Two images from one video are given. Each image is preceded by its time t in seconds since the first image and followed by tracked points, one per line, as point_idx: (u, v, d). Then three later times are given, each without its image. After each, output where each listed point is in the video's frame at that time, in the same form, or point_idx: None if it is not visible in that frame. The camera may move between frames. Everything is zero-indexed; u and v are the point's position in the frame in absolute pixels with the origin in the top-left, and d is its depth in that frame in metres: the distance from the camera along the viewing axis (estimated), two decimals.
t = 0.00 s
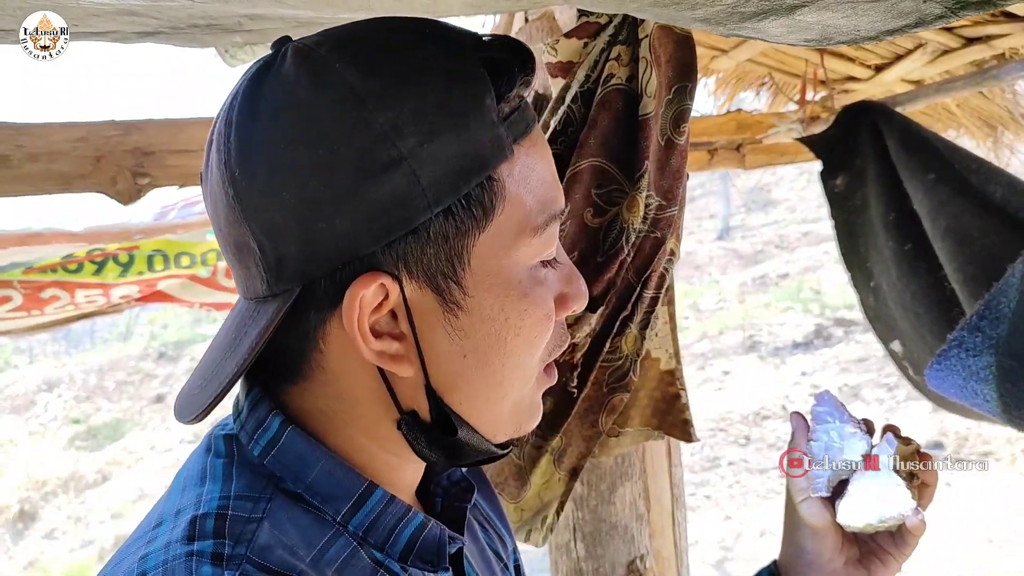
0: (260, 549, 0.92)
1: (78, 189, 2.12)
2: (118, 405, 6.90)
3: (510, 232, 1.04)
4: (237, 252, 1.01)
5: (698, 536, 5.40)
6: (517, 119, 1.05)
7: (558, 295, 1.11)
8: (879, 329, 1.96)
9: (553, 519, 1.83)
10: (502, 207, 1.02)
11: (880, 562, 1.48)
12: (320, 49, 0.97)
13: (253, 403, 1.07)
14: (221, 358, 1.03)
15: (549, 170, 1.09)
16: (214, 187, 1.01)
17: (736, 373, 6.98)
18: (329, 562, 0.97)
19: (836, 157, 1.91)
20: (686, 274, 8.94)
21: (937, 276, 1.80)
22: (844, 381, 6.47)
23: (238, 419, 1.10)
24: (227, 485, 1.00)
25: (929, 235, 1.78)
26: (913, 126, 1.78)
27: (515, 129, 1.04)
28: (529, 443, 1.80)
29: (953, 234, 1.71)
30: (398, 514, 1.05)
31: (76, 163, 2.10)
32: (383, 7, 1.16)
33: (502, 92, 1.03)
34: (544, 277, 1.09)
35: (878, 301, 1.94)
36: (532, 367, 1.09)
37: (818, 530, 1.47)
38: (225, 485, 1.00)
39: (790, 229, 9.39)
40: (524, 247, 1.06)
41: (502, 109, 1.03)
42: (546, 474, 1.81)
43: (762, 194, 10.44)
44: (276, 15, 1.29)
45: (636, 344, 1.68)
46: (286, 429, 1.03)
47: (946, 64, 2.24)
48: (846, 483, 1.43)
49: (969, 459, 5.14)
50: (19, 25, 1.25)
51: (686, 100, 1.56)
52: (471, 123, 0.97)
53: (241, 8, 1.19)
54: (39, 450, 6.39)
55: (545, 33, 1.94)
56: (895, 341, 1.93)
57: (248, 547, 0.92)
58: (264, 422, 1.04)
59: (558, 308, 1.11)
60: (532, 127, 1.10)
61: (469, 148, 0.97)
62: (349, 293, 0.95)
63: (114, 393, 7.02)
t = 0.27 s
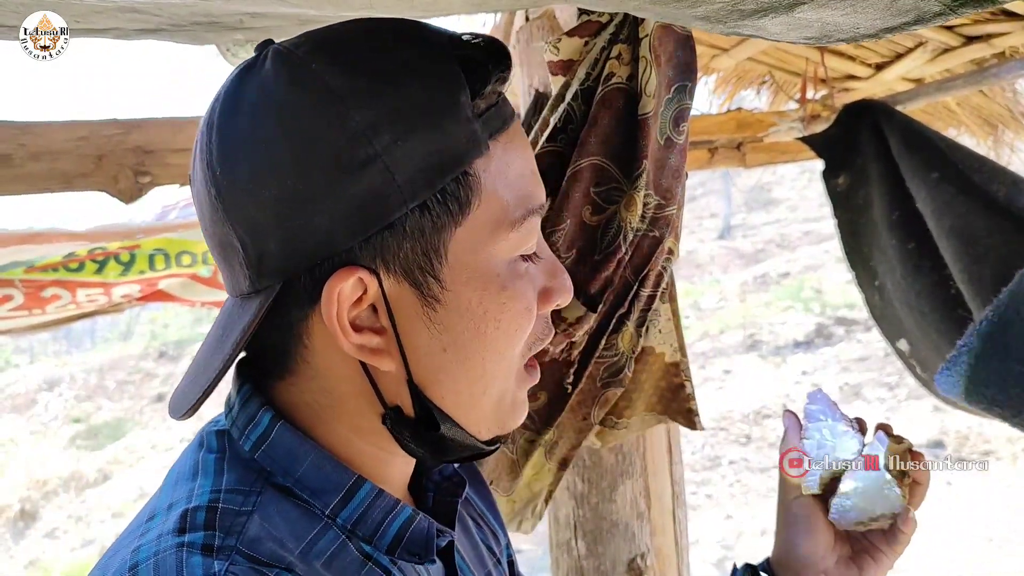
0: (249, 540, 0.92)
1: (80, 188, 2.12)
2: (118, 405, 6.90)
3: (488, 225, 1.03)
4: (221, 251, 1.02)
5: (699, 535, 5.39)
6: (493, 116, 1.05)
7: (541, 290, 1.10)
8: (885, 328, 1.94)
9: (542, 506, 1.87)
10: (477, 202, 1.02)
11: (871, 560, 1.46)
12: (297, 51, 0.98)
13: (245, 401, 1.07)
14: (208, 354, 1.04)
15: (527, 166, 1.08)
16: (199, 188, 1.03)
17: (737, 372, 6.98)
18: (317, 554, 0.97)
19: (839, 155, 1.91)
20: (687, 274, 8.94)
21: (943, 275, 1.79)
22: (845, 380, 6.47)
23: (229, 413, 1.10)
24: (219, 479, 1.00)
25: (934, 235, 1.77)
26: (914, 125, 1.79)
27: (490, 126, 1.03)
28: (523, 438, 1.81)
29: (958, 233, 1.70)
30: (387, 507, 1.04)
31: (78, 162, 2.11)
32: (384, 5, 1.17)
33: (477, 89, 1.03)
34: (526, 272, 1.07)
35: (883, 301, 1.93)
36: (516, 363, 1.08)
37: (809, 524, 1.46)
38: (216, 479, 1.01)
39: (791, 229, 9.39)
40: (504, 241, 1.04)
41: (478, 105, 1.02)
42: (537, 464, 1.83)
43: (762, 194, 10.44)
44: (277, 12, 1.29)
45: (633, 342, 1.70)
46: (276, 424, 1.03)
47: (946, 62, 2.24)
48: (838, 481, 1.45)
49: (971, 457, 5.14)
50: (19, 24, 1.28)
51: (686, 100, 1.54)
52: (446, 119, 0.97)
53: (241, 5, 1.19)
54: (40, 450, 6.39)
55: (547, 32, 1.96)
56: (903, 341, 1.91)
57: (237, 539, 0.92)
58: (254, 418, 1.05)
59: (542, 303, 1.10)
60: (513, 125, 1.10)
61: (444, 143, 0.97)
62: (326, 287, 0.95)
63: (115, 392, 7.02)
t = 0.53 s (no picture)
0: (260, 527, 0.93)
1: (85, 188, 2.13)
2: (120, 404, 6.91)
3: (351, 198, 0.96)
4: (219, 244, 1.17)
5: (700, 534, 5.39)
6: (379, 90, 0.98)
7: (445, 271, 0.96)
8: (881, 327, 1.97)
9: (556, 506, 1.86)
10: (333, 180, 0.96)
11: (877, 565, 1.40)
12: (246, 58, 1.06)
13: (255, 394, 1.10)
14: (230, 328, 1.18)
15: (417, 137, 0.98)
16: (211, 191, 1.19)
17: (738, 372, 6.98)
18: (324, 545, 0.97)
19: (841, 155, 1.94)
20: (688, 273, 8.94)
21: (941, 273, 1.80)
22: (846, 380, 6.48)
23: (240, 409, 1.13)
24: (229, 470, 1.00)
25: (933, 234, 1.77)
26: (915, 125, 1.80)
27: (357, 98, 0.97)
28: (534, 437, 1.82)
29: (956, 232, 1.71)
30: (393, 499, 1.06)
31: (83, 162, 2.12)
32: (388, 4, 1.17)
33: (360, 68, 0.99)
34: (409, 248, 0.95)
35: (881, 299, 1.95)
36: (406, 352, 0.94)
37: (813, 529, 1.39)
38: (226, 470, 1.01)
39: (791, 228, 9.40)
40: (369, 212, 0.95)
41: (355, 83, 0.98)
42: (551, 465, 1.84)
43: (763, 193, 10.44)
44: (281, 13, 1.30)
45: (641, 341, 1.72)
46: (286, 417, 1.05)
47: (948, 62, 2.24)
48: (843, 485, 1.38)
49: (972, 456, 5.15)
50: (19, 24, 1.27)
51: (690, 100, 1.56)
52: (321, 103, 0.97)
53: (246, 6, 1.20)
54: (42, 449, 6.40)
55: (550, 33, 1.98)
56: (901, 339, 1.94)
57: (247, 526, 0.92)
58: (265, 411, 1.07)
59: (442, 287, 0.95)
60: (433, 98, 1.01)
61: (310, 122, 0.96)
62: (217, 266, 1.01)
63: (117, 391, 7.04)
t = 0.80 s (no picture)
0: (263, 511, 1.01)
1: (91, 189, 2.14)
2: (122, 404, 6.91)
3: (308, 208, 1.08)
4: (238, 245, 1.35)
5: (703, 535, 5.39)
6: (340, 100, 1.10)
7: (398, 272, 1.06)
8: (892, 327, 1.96)
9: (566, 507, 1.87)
10: (299, 187, 1.09)
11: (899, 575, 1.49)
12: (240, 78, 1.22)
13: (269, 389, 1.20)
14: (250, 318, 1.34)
15: (374, 146, 1.09)
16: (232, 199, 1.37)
17: (740, 372, 6.98)
18: (326, 531, 1.04)
19: (843, 155, 1.90)
20: (690, 273, 8.93)
21: (949, 274, 1.81)
22: (848, 380, 6.49)
23: (257, 403, 1.23)
24: (241, 458, 1.10)
25: (941, 236, 1.78)
26: (919, 125, 1.79)
27: (319, 110, 1.09)
28: (541, 434, 1.81)
29: (965, 233, 1.72)
30: (395, 487, 1.14)
31: (88, 162, 2.13)
32: (394, 7, 1.19)
33: (320, 77, 1.11)
34: (361, 252, 1.07)
35: (891, 300, 1.93)
36: (363, 346, 1.06)
37: (835, 537, 1.50)
38: (238, 457, 1.10)
39: (794, 228, 9.39)
40: (324, 221, 1.07)
41: (317, 94, 1.10)
42: (559, 464, 1.84)
43: (766, 193, 10.43)
44: (287, 16, 1.31)
45: (645, 340, 1.75)
46: (294, 409, 1.14)
47: (950, 63, 2.25)
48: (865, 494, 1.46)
49: (974, 456, 5.15)
50: (19, 23, 1.24)
51: (692, 99, 1.58)
52: (287, 117, 1.10)
53: (253, 8, 1.21)
54: (44, 449, 6.41)
55: (554, 34, 1.98)
56: (912, 340, 1.92)
57: (251, 509, 1.00)
58: (276, 403, 1.16)
59: (393, 286, 1.06)
60: (390, 107, 1.12)
61: (278, 136, 1.10)
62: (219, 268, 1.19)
63: (119, 390, 7.05)
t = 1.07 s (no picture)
0: (272, 504, 1.02)
1: (95, 191, 2.15)
2: (124, 404, 6.92)
3: (311, 211, 1.10)
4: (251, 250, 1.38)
5: (705, 536, 5.39)
6: (346, 107, 1.13)
7: (397, 274, 1.08)
8: (902, 331, 1.96)
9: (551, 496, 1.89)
10: (303, 190, 1.12)
11: None
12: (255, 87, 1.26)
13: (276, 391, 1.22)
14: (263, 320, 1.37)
15: (376, 150, 1.11)
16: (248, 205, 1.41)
17: (742, 372, 6.98)
18: (333, 525, 1.05)
19: (847, 159, 1.91)
20: (692, 274, 8.93)
21: (956, 277, 1.80)
22: (850, 381, 6.49)
23: (268, 400, 1.24)
24: (251, 454, 1.11)
25: (947, 240, 1.78)
26: (921, 127, 1.79)
27: (326, 116, 1.12)
28: (532, 431, 1.82)
29: (972, 238, 1.72)
30: (401, 482, 1.14)
31: (92, 164, 2.13)
32: (397, 10, 1.20)
33: (327, 84, 1.14)
34: (362, 254, 1.08)
35: (900, 304, 1.93)
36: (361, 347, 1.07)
37: (839, 539, 1.50)
38: (249, 453, 1.11)
39: (796, 229, 9.40)
40: (326, 223, 1.09)
41: (324, 101, 1.13)
42: (549, 455, 1.84)
43: (768, 194, 10.43)
44: (291, 17, 1.32)
45: (639, 343, 1.76)
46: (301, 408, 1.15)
47: (953, 65, 2.26)
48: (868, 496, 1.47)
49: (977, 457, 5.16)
50: (19, 24, 1.25)
51: (691, 105, 1.60)
52: (293, 122, 1.13)
53: (256, 10, 1.22)
54: (46, 450, 6.42)
55: (556, 36, 1.99)
56: (922, 343, 1.92)
57: (260, 502, 1.01)
58: (285, 401, 1.17)
59: (392, 288, 1.07)
60: (395, 113, 1.15)
61: (284, 140, 1.13)
62: (230, 270, 1.22)
63: (120, 391, 7.05)
